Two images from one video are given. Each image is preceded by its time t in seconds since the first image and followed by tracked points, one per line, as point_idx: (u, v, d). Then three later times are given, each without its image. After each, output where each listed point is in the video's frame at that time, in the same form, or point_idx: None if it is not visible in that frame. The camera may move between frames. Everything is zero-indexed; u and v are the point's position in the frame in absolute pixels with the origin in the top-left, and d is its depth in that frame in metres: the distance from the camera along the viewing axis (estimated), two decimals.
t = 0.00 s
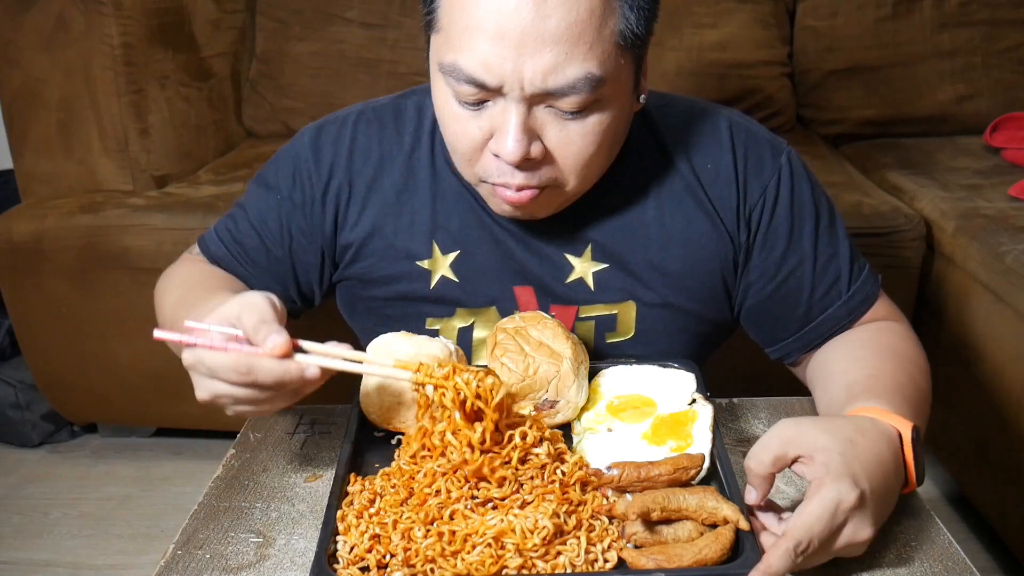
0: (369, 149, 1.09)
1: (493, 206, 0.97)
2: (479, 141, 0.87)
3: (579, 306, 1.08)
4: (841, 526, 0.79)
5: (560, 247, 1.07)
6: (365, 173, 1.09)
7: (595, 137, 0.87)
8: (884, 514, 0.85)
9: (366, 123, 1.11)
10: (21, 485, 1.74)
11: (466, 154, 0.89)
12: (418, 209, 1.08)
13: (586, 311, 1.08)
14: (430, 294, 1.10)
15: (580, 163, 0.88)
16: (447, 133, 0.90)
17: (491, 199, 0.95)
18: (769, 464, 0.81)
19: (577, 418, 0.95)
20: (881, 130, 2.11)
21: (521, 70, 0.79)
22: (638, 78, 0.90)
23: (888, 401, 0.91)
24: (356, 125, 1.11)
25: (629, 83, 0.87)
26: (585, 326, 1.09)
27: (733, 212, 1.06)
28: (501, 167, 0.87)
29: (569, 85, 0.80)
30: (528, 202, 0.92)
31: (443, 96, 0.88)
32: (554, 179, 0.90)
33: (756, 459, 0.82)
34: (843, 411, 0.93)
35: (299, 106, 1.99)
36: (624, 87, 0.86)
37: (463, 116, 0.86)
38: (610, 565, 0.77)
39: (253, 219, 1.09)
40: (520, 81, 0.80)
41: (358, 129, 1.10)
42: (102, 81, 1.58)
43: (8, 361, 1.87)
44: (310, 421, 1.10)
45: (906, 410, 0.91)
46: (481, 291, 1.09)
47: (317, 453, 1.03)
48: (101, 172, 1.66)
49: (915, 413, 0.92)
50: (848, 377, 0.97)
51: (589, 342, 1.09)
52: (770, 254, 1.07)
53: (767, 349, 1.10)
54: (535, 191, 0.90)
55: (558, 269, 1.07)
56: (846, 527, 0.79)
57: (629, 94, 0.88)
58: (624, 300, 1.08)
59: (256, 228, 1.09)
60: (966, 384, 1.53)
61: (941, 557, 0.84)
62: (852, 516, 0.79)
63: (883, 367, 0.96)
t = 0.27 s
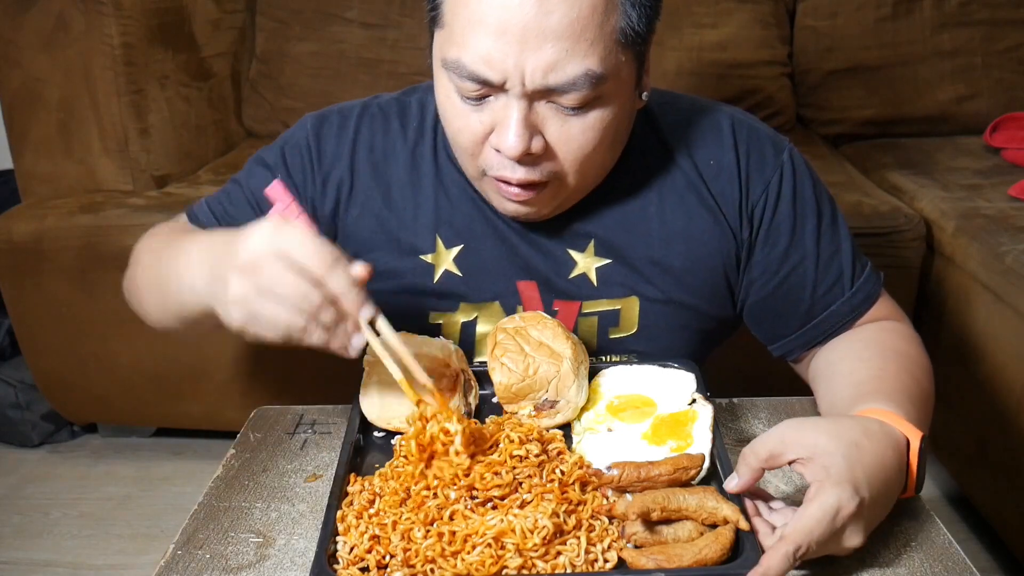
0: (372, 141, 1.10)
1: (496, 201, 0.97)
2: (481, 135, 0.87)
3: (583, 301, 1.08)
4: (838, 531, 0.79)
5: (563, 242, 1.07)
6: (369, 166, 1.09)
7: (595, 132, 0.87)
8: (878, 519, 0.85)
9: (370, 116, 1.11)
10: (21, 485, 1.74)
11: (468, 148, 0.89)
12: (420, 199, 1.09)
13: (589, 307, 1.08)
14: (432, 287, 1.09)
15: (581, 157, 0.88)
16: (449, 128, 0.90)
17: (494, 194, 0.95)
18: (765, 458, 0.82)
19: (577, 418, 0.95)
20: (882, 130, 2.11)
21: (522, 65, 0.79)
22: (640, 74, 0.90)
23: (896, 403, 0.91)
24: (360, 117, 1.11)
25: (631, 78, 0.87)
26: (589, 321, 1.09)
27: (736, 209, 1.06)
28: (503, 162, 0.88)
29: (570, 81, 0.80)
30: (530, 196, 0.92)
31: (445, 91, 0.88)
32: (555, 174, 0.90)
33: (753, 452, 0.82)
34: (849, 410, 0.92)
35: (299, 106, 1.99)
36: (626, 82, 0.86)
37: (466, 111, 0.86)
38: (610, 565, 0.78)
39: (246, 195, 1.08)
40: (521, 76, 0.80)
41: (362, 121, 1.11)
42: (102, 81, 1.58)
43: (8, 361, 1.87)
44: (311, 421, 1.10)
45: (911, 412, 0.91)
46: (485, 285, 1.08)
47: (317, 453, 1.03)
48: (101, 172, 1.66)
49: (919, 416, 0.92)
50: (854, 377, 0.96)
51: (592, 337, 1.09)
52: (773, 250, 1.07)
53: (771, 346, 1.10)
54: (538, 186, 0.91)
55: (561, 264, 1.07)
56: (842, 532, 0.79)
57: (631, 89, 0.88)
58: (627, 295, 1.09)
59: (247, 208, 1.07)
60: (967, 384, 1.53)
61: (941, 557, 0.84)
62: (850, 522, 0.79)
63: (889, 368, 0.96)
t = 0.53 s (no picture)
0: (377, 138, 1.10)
1: (492, 186, 0.95)
2: (475, 100, 0.88)
3: (581, 304, 1.08)
4: (830, 534, 0.79)
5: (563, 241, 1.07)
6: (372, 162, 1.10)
7: (591, 95, 0.87)
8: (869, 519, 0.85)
9: (376, 114, 1.12)
10: (21, 485, 1.74)
11: (462, 116, 0.90)
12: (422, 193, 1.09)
13: (586, 309, 1.08)
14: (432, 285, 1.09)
15: (577, 123, 0.88)
16: (443, 98, 0.91)
17: (490, 179, 0.94)
18: (758, 459, 0.82)
19: (577, 418, 0.95)
20: (882, 131, 2.12)
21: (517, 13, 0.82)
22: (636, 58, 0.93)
23: (897, 405, 0.90)
24: (368, 113, 1.11)
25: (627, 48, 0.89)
26: (586, 324, 1.09)
27: (733, 208, 1.07)
28: (501, 134, 0.88)
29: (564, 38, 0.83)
30: (525, 172, 0.90)
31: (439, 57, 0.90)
32: (551, 144, 0.89)
33: (745, 452, 0.82)
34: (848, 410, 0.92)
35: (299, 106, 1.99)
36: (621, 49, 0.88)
37: (460, 74, 0.88)
38: (610, 566, 0.78)
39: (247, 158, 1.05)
40: (515, 24, 0.83)
41: (369, 117, 1.11)
42: (102, 82, 1.58)
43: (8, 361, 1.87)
44: (311, 421, 1.10)
45: (910, 414, 0.90)
46: (488, 281, 1.08)
47: (317, 453, 1.03)
48: (101, 172, 1.66)
49: (918, 418, 0.91)
50: (853, 378, 0.96)
51: (590, 339, 1.09)
52: (770, 249, 1.07)
53: (771, 344, 1.10)
54: (537, 165, 0.90)
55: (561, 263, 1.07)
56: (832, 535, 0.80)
57: (626, 61, 0.90)
58: (625, 296, 1.08)
59: (247, 174, 1.04)
60: (967, 384, 1.53)
61: (941, 557, 0.84)
62: (840, 524, 0.79)
63: (889, 369, 0.95)
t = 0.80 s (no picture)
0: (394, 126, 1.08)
1: (521, 207, 0.98)
2: (517, 154, 0.88)
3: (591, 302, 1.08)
4: (829, 534, 0.79)
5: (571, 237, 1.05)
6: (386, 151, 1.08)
7: (628, 153, 0.91)
8: (869, 520, 0.84)
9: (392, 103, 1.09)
10: (21, 485, 1.74)
11: (498, 159, 0.91)
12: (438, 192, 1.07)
13: (598, 306, 1.08)
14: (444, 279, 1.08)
15: (614, 174, 0.94)
16: (477, 138, 0.91)
17: (520, 201, 0.97)
18: (756, 460, 0.82)
19: (577, 419, 0.95)
20: (881, 130, 2.17)
21: (573, 96, 0.81)
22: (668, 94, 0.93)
23: (896, 405, 0.91)
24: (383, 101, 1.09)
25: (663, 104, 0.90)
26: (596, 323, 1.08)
27: (737, 203, 1.07)
28: (538, 176, 0.91)
29: (613, 115, 0.84)
30: (558, 207, 0.97)
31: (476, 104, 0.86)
32: (587, 190, 0.94)
33: (744, 452, 0.83)
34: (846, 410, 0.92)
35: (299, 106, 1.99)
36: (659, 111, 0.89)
37: (503, 131, 0.86)
38: (610, 566, 0.78)
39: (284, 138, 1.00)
40: (570, 108, 0.82)
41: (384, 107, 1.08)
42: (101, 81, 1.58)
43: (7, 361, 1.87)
44: (310, 421, 1.10)
45: (908, 414, 0.91)
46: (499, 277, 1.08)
47: (317, 453, 1.03)
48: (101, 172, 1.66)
49: (916, 418, 0.92)
50: (853, 378, 0.96)
51: (597, 341, 1.09)
52: (773, 244, 1.07)
53: (771, 342, 1.11)
54: (567, 196, 0.94)
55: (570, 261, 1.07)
56: (831, 536, 0.79)
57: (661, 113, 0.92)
58: (635, 294, 1.10)
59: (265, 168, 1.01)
60: (967, 384, 1.53)
61: (941, 557, 0.84)
62: (838, 526, 0.79)
63: (888, 369, 0.96)
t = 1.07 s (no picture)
0: (402, 127, 1.10)
1: (529, 209, 0.98)
2: (524, 154, 0.88)
3: (594, 297, 1.09)
4: (828, 533, 0.79)
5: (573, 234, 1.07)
6: (393, 151, 1.09)
7: (634, 152, 0.89)
8: (869, 520, 0.85)
9: (400, 101, 1.11)
10: (21, 485, 1.74)
11: (506, 162, 0.90)
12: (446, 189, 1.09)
13: (600, 302, 1.09)
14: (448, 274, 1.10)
15: (620, 175, 0.91)
16: (485, 141, 0.91)
17: (529, 204, 0.97)
18: (756, 459, 0.82)
19: (577, 419, 0.95)
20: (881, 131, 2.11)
21: (573, 96, 0.80)
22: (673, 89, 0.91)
23: (895, 405, 0.91)
24: (391, 101, 1.11)
25: (667, 98, 0.88)
26: (599, 317, 1.10)
27: (739, 199, 1.07)
28: (543, 180, 0.89)
29: (616, 114, 0.82)
30: (566, 209, 0.95)
31: (485, 108, 0.87)
32: (594, 191, 0.92)
33: (743, 452, 0.83)
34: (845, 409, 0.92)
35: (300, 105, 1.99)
36: (661, 105, 0.87)
37: (510, 132, 0.87)
38: (610, 566, 0.78)
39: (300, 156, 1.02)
40: (572, 107, 0.81)
41: (393, 105, 1.10)
42: (102, 81, 1.58)
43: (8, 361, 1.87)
44: (311, 421, 1.10)
45: (907, 414, 0.91)
46: (501, 273, 1.09)
47: (317, 453, 1.03)
48: (101, 172, 1.66)
49: (916, 418, 0.91)
50: (852, 377, 0.96)
51: (602, 333, 1.11)
52: (774, 239, 1.07)
53: (770, 339, 1.10)
54: (573, 201, 0.93)
55: (573, 258, 1.08)
56: (830, 535, 0.79)
57: (666, 108, 0.90)
58: (637, 291, 1.09)
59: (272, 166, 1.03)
60: (967, 384, 1.53)
61: (941, 557, 0.84)
62: (836, 525, 0.79)
63: (887, 368, 0.96)
